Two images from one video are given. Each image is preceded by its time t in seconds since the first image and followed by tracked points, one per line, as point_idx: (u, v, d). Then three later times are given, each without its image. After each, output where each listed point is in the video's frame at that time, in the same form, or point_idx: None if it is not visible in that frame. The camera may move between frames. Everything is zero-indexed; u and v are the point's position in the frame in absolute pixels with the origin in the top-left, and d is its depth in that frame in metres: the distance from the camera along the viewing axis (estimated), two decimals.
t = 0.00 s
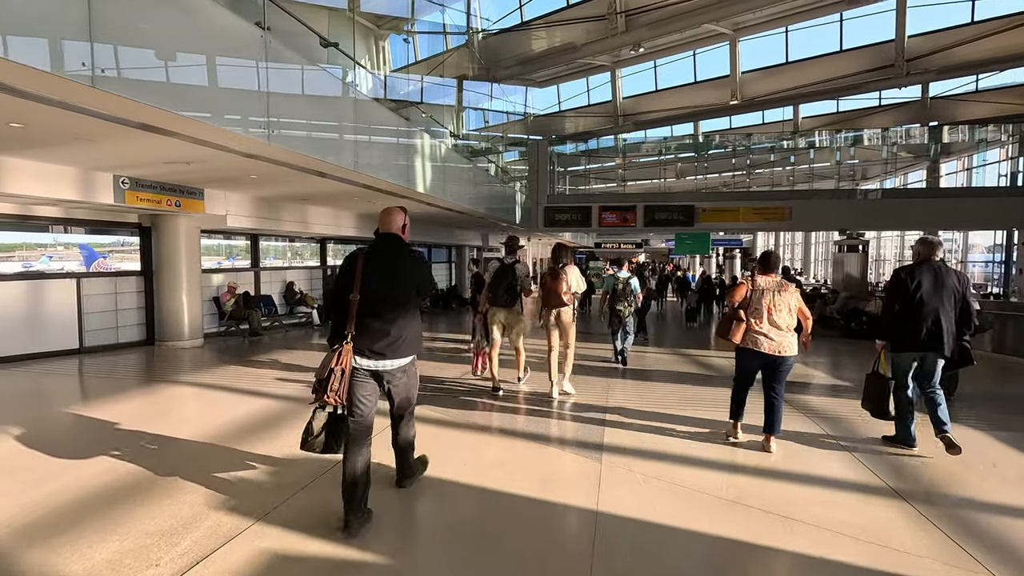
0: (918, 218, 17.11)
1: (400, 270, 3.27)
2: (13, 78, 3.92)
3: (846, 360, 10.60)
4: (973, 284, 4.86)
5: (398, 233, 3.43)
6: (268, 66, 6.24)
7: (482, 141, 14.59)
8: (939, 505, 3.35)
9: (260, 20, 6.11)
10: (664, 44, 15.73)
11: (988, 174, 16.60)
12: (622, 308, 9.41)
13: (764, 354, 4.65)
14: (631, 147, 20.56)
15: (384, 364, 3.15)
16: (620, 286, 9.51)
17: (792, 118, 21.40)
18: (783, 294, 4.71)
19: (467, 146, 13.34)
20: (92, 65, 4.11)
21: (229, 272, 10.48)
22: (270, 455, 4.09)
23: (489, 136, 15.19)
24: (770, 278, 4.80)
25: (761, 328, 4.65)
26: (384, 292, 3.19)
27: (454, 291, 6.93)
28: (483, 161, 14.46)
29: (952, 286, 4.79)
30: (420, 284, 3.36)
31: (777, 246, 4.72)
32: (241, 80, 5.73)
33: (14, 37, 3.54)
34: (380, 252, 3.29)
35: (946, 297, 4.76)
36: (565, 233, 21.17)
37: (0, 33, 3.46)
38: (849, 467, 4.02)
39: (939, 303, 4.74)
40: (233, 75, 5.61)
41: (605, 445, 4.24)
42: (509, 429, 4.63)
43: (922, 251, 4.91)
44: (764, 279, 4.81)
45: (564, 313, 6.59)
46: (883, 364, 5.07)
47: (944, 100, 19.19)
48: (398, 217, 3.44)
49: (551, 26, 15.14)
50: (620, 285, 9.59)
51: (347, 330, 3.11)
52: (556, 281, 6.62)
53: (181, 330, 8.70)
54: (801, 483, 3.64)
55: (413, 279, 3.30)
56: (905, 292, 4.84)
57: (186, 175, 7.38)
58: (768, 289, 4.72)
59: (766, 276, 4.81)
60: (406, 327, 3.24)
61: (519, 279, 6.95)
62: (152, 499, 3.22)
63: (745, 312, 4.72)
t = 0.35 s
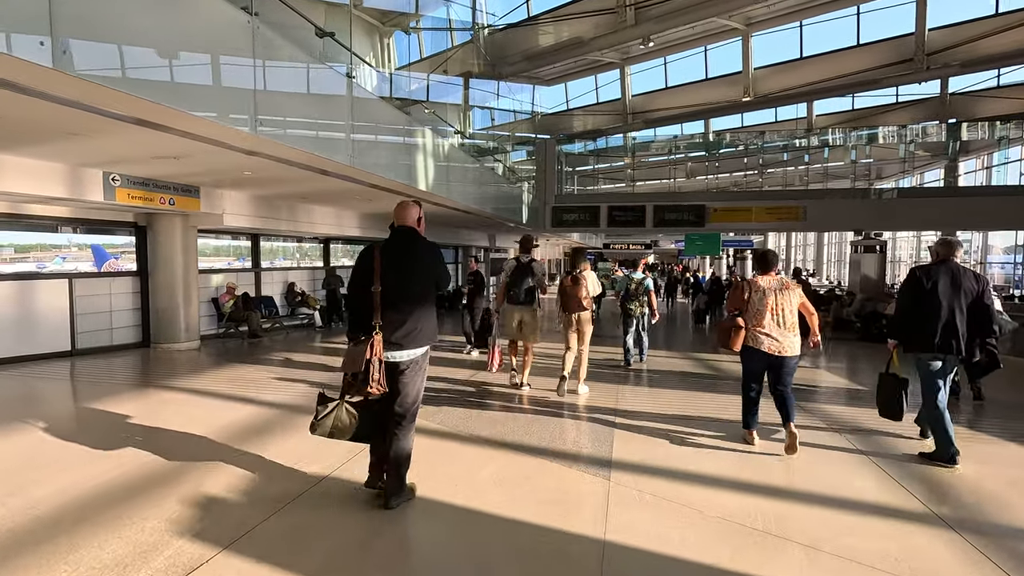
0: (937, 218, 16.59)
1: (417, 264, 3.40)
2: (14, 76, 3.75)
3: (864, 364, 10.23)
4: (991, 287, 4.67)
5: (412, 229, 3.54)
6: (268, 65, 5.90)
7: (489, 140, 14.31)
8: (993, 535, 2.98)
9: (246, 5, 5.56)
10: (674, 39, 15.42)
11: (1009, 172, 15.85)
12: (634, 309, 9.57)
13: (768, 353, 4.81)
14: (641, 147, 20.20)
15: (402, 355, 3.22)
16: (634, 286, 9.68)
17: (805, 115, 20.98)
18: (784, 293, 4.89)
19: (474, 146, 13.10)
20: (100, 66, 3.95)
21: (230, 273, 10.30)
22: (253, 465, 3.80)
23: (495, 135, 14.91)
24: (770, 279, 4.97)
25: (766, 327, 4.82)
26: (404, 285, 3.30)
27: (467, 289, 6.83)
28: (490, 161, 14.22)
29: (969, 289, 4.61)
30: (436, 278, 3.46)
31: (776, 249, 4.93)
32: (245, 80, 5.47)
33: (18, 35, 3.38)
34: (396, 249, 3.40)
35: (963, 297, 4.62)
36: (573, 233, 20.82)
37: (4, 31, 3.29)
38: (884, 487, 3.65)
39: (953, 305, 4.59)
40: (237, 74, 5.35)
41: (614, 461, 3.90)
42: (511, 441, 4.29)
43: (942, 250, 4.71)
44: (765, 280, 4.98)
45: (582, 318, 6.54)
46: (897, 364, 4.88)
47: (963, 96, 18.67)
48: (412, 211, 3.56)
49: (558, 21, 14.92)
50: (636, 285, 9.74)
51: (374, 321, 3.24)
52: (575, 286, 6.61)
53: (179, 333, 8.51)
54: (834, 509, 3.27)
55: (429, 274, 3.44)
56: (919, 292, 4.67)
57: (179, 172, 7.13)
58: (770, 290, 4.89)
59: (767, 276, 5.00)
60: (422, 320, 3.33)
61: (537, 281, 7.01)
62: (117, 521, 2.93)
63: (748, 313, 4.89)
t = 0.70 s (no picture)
0: (951, 218, 16.17)
1: (419, 272, 3.28)
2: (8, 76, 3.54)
3: (878, 370, 9.86)
4: (1015, 292, 4.51)
5: (414, 236, 3.40)
6: (266, 63, 5.56)
7: (492, 140, 14.02)
8: None
9: None
10: (681, 35, 15.12)
11: None
12: (644, 309, 9.29)
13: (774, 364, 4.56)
14: (646, 146, 19.83)
15: (408, 366, 3.16)
16: (645, 287, 9.47)
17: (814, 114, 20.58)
18: (791, 301, 4.59)
19: (476, 145, 12.81)
20: (103, 64, 3.77)
21: (223, 275, 10.01)
22: (223, 487, 3.48)
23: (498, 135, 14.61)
24: (778, 285, 4.68)
25: (769, 335, 4.55)
26: (409, 296, 3.19)
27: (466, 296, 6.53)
28: (492, 161, 13.90)
29: (991, 292, 4.47)
30: (438, 284, 3.36)
31: (785, 255, 4.61)
32: (246, 81, 5.20)
33: (19, 33, 3.22)
34: (400, 257, 3.28)
35: (985, 302, 4.47)
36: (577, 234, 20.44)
37: (4, 30, 3.13)
38: (919, 519, 3.30)
39: (975, 308, 4.45)
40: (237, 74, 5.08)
41: (617, 487, 3.57)
42: (505, 462, 3.97)
43: (964, 252, 4.57)
44: (772, 286, 4.69)
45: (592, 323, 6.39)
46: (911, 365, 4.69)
47: (977, 94, 18.27)
48: (416, 222, 3.40)
49: (560, 16, 14.63)
50: (646, 287, 9.52)
51: (385, 334, 3.11)
52: (585, 291, 6.44)
53: (167, 338, 8.24)
54: (868, 547, 2.94)
55: (432, 281, 3.31)
56: (938, 294, 4.55)
57: (166, 170, 6.83)
58: (776, 296, 4.60)
59: (775, 282, 4.69)
60: (427, 329, 3.24)
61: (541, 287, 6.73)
62: (60, 562, 2.60)
63: (753, 322, 4.66)
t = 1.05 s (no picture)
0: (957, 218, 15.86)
1: (424, 268, 3.45)
2: None
3: (885, 373, 9.57)
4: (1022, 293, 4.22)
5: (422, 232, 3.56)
6: (258, 56, 5.23)
7: (489, 136, 13.70)
8: None
9: None
10: (682, 29, 14.86)
11: None
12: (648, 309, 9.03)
13: (781, 364, 4.28)
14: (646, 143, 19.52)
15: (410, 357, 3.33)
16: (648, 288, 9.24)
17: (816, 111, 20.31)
18: (802, 299, 4.29)
19: (472, 141, 12.51)
20: (91, 57, 3.53)
21: (209, 274, 9.69)
22: (185, 508, 3.17)
23: (496, 131, 14.30)
24: (789, 282, 4.39)
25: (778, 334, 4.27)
26: (411, 290, 3.37)
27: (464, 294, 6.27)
28: (489, 158, 13.58)
29: (996, 295, 4.20)
30: (443, 279, 3.53)
31: (797, 251, 4.32)
32: (238, 74, 4.91)
33: None
34: (405, 254, 3.45)
35: (992, 305, 4.19)
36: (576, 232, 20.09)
37: None
38: (950, 547, 3.00)
39: (980, 312, 4.18)
40: (229, 68, 4.80)
41: (617, 508, 3.28)
42: (496, 477, 3.68)
43: (963, 255, 4.33)
44: (784, 283, 4.40)
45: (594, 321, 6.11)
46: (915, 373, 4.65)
47: (983, 91, 18.00)
48: (423, 216, 3.59)
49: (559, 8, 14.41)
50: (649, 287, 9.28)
51: (374, 325, 3.33)
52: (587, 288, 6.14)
53: (148, 339, 7.92)
54: None
55: (436, 277, 3.47)
56: (940, 299, 4.29)
57: (144, 163, 6.51)
58: (786, 294, 4.31)
59: (786, 280, 4.40)
60: (430, 323, 3.40)
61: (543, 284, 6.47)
62: None
63: (762, 321, 4.38)
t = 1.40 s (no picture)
0: (955, 217, 15.68)
1: (433, 266, 3.31)
2: None
3: (886, 375, 9.35)
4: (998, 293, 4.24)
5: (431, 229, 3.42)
6: (245, 49, 4.99)
7: (481, 132, 13.40)
8: None
9: None
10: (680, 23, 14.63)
11: None
12: (643, 309, 8.79)
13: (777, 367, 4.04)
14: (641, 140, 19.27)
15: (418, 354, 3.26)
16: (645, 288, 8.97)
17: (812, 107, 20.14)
18: (797, 301, 4.01)
19: (465, 137, 12.22)
20: (69, 49, 3.28)
21: (188, 273, 9.36)
22: (145, 533, 2.89)
23: (488, 127, 13.99)
24: (784, 284, 4.12)
25: (772, 339, 4.02)
26: (420, 289, 3.25)
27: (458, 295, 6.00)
28: (482, 155, 13.28)
29: (979, 293, 4.16)
30: (452, 279, 3.37)
31: (789, 251, 4.06)
32: (224, 67, 4.67)
33: None
34: (414, 252, 3.33)
35: (975, 304, 4.15)
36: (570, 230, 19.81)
37: None
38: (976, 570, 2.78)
39: (963, 311, 4.13)
40: (214, 61, 4.55)
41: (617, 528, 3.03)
42: (485, 492, 3.43)
43: (947, 254, 4.26)
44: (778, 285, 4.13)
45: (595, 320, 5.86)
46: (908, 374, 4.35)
47: (981, 88, 17.86)
48: (432, 213, 3.45)
49: None
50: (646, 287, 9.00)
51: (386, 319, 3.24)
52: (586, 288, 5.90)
53: (120, 341, 7.58)
54: None
55: (445, 276, 3.33)
56: (926, 298, 4.19)
57: (117, 155, 6.19)
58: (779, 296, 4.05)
59: (782, 281, 4.13)
60: (439, 322, 3.28)
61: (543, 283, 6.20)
62: None
63: (758, 325, 4.14)
